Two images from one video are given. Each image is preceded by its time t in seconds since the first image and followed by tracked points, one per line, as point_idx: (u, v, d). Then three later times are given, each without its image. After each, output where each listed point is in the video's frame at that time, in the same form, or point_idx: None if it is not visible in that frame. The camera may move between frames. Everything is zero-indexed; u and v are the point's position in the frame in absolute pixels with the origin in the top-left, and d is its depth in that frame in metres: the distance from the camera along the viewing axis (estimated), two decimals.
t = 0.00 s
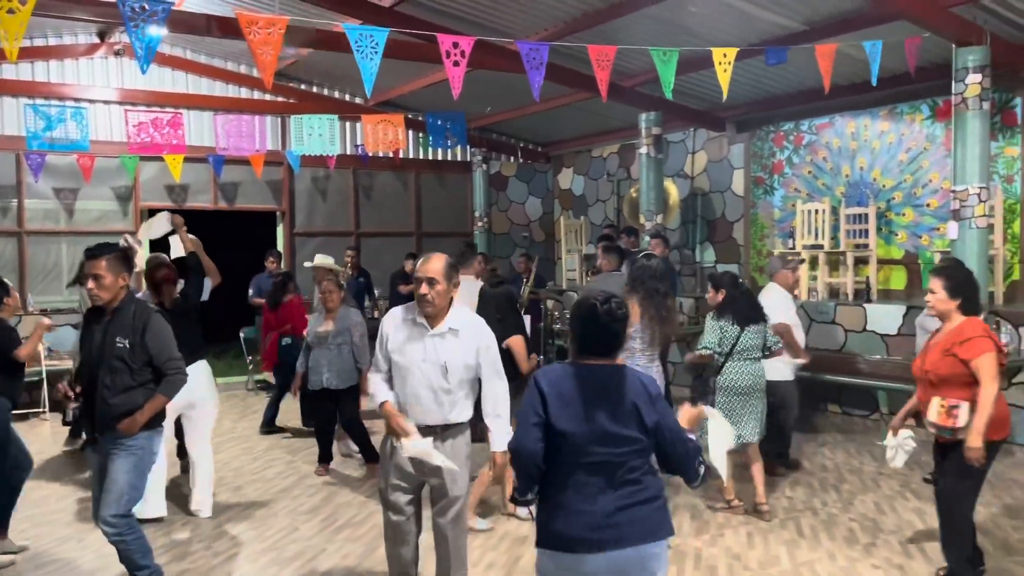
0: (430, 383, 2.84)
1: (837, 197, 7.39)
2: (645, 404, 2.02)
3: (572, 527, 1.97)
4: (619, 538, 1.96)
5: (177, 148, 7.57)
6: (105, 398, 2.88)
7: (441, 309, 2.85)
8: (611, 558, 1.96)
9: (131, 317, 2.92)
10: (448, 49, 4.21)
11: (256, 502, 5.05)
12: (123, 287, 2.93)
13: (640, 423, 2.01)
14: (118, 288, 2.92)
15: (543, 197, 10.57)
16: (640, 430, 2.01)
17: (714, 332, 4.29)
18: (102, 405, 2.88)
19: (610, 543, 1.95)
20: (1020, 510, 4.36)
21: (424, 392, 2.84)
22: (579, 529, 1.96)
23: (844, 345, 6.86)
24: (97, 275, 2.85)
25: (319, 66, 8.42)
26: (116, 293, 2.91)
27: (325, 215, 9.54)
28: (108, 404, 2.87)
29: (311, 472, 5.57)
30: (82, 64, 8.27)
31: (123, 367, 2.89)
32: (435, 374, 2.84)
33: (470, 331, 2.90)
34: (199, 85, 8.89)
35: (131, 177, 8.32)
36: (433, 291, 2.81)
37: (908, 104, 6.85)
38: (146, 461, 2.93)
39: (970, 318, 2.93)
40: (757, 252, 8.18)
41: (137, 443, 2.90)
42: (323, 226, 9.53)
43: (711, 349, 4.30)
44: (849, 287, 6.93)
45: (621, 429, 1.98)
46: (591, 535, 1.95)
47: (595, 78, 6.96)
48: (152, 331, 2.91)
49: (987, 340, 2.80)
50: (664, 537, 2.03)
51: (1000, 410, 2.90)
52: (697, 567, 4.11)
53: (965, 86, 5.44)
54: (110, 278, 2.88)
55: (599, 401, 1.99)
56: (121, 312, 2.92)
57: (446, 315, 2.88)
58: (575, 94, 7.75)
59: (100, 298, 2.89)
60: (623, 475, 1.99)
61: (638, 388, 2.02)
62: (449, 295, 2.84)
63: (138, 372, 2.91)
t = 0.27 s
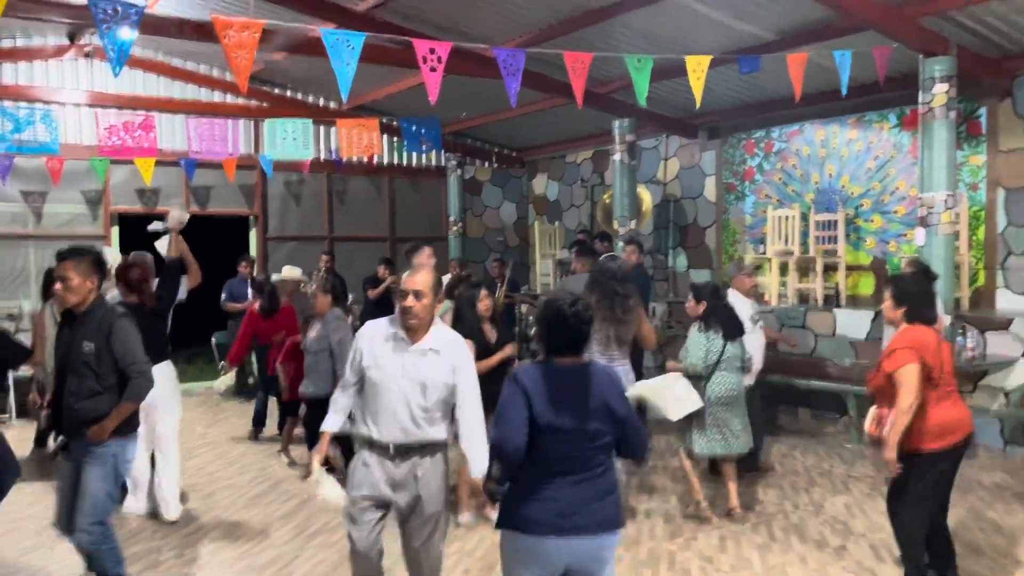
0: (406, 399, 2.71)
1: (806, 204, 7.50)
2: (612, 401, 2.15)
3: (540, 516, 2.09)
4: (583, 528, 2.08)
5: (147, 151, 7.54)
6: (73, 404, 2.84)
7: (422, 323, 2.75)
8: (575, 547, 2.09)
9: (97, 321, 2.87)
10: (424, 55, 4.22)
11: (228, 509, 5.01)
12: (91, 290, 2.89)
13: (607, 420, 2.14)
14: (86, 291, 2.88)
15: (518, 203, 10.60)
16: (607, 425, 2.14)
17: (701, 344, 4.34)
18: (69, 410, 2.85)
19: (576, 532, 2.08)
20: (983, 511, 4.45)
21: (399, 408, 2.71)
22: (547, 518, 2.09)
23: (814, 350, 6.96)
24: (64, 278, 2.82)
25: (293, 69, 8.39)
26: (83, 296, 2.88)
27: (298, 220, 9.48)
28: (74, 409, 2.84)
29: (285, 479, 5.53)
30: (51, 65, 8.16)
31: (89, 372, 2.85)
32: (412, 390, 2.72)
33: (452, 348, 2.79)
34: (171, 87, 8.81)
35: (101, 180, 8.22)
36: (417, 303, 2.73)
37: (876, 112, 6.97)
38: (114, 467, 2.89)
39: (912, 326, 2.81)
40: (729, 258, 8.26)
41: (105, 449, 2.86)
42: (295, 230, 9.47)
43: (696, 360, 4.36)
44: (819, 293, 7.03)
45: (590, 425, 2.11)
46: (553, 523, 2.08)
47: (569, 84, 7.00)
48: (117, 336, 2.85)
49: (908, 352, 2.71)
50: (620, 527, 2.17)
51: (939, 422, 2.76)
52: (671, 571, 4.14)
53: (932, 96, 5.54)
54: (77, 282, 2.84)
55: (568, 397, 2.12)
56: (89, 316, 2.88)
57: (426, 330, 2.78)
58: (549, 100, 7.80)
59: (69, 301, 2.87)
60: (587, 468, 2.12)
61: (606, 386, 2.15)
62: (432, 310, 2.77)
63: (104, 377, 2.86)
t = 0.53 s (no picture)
0: (370, 406, 2.66)
1: (777, 210, 7.55)
2: (576, 395, 2.18)
3: (525, 516, 2.09)
4: (564, 518, 2.13)
5: (114, 152, 7.36)
6: (27, 407, 2.76)
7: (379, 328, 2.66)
8: (560, 537, 2.13)
9: (53, 323, 2.77)
10: (398, 56, 4.17)
11: (196, 517, 4.91)
12: (49, 290, 2.79)
13: (571, 415, 2.17)
14: (44, 293, 2.79)
15: (490, 207, 10.56)
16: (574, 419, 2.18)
17: (665, 340, 4.32)
18: (24, 413, 2.76)
19: (557, 524, 2.12)
20: (953, 515, 4.49)
21: (366, 416, 2.66)
22: (532, 517, 2.09)
23: (786, 354, 6.99)
24: (23, 279, 2.73)
25: (263, 70, 8.27)
26: (39, 297, 2.78)
27: (267, 223, 9.36)
28: (28, 413, 2.75)
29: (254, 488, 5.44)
30: (13, 65, 7.97)
31: (43, 375, 2.76)
32: (375, 396, 2.66)
33: (410, 348, 2.73)
34: (137, 89, 8.65)
35: (65, 182, 8.04)
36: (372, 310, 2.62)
37: (845, 119, 7.04)
38: (72, 473, 2.80)
39: (873, 334, 2.80)
40: (701, 263, 8.30)
41: (62, 454, 2.77)
42: (265, 234, 9.35)
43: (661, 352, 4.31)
44: (790, 297, 7.08)
45: (560, 421, 2.14)
46: (544, 521, 2.10)
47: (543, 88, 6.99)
48: (70, 338, 2.76)
49: (852, 361, 2.73)
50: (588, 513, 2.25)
51: (892, 431, 2.71)
52: None
53: (901, 102, 5.60)
54: (36, 282, 2.75)
55: (535, 398, 2.13)
56: (45, 318, 2.79)
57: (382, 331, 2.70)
58: (523, 104, 7.78)
59: (28, 302, 2.78)
60: (561, 464, 2.15)
61: (568, 383, 2.18)
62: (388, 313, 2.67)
63: (59, 379, 2.77)
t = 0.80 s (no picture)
0: (349, 413, 2.56)
1: (756, 211, 7.62)
2: (557, 396, 2.23)
3: (513, 516, 2.10)
4: (549, 518, 2.15)
5: (92, 152, 7.30)
6: None
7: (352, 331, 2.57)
8: (545, 536, 2.15)
9: (27, 332, 2.76)
10: (381, 57, 4.17)
11: (177, 520, 4.87)
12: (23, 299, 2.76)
13: (554, 416, 2.21)
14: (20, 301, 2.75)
15: (471, 208, 10.57)
16: (557, 421, 2.22)
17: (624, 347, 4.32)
18: None
19: (543, 524, 2.14)
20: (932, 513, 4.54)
21: (345, 423, 2.55)
22: (519, 516, 2.10)
23: (766, 354, 7.05)
24: None
25: (243, 70, 8.23)
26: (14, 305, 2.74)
27: (247, 224, 9.32)
28: None
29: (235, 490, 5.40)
30: None
31: (15, 385, 2.73)
32: (352, 402, 2.58)
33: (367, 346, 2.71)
34: (116, 88, 8.59)
35: (41, 182, 7.96)
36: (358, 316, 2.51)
37: (823, 121, 7.13)
38: (43, 482, 2.80)
39: (869, 333, 2.84)
40: (681, 263, 8.36)
41: (35, 463, 2.76)
42: (245, 234, 9.30)
43: (618, 365, 4.36)
44: (769, 298, 7.15)
45: (546, 420, 2.18)
46: (534, 520, 2.12)
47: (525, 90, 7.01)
48: (46, 348, 2.75)
49: (842, 355, 2.79)
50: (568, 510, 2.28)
51: (869, 431, 2.73)
52: (628, 574, 4.15)
53: (877, 105, 5.67)
54: (9, 291, 2.71)
55: (521, 399, 2.16)
56: (19, 326, 2.76)
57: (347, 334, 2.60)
58: (504, 105, 7.80)
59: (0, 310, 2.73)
60: (546, 463, 2.18)
61: (549, 384, 2.23)
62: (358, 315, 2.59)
63: (31, 390, 2.75)
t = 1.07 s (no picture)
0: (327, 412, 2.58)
1: (738, 209, 7.66)
2: (544, 387, 2.20)
3: (485, 503, 2.11)
4: (525, 508, 2.13)
5: (70, 150, 7.27)
6: None
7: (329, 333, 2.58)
8: (520, 526, 2.14)
9: (7, 323, 2.72)
10: (364, 56, 4.15)
11: (157, 523, 4.81)
12: None
13: (539, 405, 2.19)
14: None
15: (454, 207, 10.55)
16: (542, 411, 2.19)
17: (588, 349, 4.33)
18: None
19: (519, 513, 2.12)
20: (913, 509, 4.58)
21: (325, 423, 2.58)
22: (492, 503, 2.11)
23: (747, 352, 7.09)
24: None
25: (223, 68, 8.17)
26: None
27: (228, 223, 9.24)
28: None
29: (216, 492, 5.35)
30: None
31: None
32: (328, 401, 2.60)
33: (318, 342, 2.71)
34: (94, 86, 8.50)
35: (17, 180, 7.85)
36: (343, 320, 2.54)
37: (804, 120, 7.18)
38: (26, 478, 2.74)
39: (873, 335, 2.86)
40: (663, 262, 8.39)
41: (16, 459, 2.70)
42: (225, 234, 9.23)
43: (588, 369, 4.34)
44: (750, 296, 7.20)
45: (525, 411, 2.15)
46: (507, 508, 2.11)
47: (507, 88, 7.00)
48: (26, 339, 2.71)
49: (845, 355, 2.82)
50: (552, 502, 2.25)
51: (870, 434, 2.73)
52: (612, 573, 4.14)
53: (857, 104, 5.72)
54: None
55: (501, 386, 2.15)
56: None
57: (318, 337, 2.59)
58: (487, 103, 7.79)
59: None
60: (523, 452, 2.16)
61: (535, 374, 2.20)
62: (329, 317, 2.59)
63: (13, 383, 2.70)
